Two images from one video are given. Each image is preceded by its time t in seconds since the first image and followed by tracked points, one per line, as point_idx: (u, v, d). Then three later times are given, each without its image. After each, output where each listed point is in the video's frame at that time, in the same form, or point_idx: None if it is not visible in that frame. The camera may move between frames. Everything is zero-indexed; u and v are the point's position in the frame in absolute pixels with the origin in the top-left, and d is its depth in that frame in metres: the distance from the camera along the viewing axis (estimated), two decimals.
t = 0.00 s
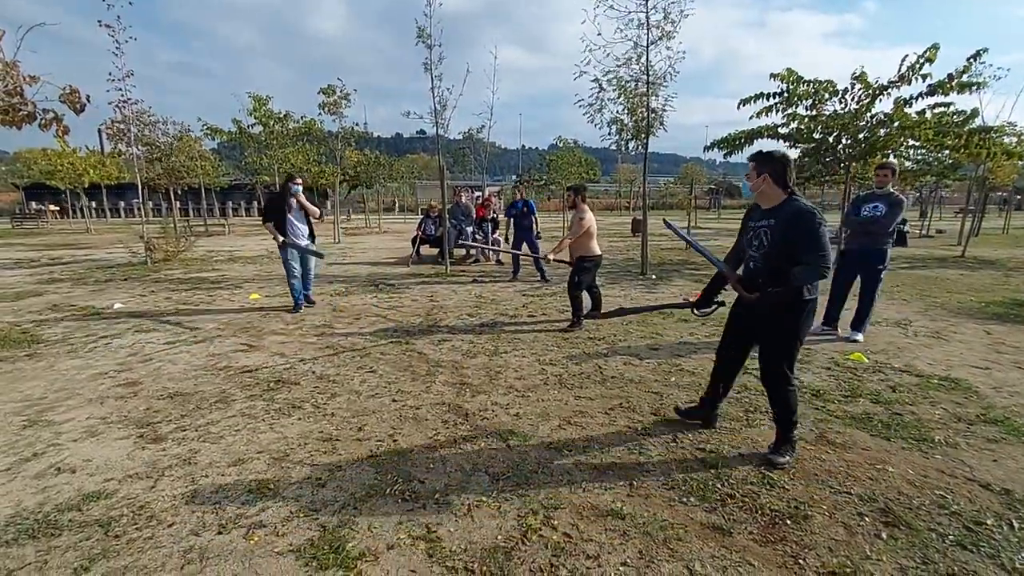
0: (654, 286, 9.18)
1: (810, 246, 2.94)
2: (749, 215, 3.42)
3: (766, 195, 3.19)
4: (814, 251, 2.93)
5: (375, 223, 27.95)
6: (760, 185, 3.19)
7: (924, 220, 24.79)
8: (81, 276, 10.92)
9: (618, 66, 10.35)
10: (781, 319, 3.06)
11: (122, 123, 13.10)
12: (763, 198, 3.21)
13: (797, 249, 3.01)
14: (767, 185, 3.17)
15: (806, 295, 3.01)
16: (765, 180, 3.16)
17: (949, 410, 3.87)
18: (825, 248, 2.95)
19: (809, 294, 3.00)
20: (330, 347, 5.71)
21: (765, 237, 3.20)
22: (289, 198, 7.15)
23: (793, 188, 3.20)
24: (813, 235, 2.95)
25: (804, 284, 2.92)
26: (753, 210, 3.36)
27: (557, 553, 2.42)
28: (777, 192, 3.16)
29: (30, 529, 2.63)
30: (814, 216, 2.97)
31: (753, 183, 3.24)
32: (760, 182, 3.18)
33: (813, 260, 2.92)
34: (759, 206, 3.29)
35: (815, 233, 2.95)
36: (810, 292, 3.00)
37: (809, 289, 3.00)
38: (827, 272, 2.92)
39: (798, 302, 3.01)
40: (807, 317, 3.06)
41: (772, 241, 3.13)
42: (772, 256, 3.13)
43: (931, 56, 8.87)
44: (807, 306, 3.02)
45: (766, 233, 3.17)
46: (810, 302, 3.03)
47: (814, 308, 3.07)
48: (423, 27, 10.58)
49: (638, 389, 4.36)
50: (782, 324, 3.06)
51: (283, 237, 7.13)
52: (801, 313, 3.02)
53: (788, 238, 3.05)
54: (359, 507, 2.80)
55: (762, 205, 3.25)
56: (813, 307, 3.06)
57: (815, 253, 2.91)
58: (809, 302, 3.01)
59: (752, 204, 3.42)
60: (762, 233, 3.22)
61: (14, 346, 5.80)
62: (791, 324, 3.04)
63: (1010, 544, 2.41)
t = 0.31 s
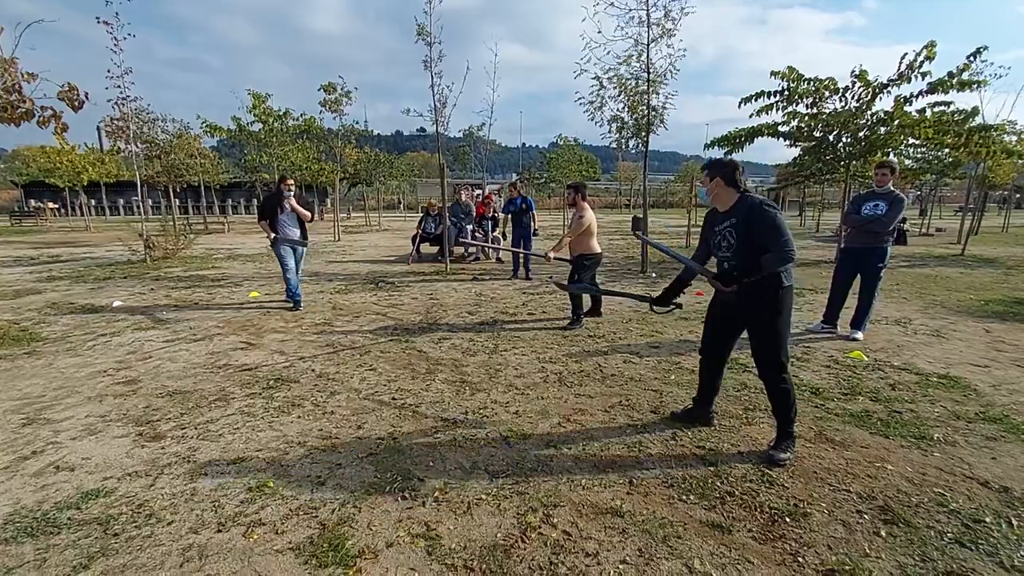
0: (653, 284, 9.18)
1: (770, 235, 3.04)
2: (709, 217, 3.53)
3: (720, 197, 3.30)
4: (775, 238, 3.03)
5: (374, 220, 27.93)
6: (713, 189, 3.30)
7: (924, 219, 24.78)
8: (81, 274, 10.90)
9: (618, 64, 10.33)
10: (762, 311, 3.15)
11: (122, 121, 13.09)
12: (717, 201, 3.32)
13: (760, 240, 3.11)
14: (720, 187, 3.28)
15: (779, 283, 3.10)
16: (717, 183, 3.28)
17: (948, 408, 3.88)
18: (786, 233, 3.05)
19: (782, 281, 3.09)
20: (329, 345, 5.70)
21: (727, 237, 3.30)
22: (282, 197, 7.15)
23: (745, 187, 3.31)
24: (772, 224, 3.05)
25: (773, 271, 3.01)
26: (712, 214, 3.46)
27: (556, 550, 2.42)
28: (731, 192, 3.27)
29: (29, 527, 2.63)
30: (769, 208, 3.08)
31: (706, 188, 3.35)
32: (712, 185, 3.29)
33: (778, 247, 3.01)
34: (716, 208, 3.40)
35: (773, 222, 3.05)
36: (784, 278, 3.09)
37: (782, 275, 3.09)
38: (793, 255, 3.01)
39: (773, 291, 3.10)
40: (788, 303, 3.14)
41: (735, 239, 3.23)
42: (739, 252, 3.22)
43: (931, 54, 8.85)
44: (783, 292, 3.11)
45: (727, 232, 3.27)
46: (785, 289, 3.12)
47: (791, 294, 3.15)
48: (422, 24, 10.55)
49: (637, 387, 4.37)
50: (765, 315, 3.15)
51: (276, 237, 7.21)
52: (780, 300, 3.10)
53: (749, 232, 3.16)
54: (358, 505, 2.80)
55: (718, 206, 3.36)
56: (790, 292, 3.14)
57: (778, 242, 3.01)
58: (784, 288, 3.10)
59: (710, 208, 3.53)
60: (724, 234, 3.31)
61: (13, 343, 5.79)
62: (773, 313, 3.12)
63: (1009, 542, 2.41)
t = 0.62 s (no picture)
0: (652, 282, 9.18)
1: (768, 235, 3.11)
2: (713, 212, 3.59)
3: (726, 191, 3.36)
4: (772, 238, 3.11)
5: (373, 219, 27.89)
6: (720, 183, 3.36)
7: (923, 217, 24.76)
8: (80, 271, 10.88)
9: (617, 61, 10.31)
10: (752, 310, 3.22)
11: (120, 119, 13.06)
12: (723, 195, 3.38)
13: (757, 238, 3.18)
14: (726, 182, 3.33)
15: (771, 285, 3.16)
16: (725, 177, 3.33)
17: (946, 407, 3.87)
18: (783, 235, 3.12)
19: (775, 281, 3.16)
20: (327, 343, 5.69)
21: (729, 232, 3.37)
22: (271, 194, 7.19)
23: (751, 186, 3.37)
24: (770, 224, 3.13)
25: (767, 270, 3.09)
26: (716, 208, 3.53)
27: (554, 549, 2.42)
28: (736, 189, 3.33)
29: (27, 525, 2.62)
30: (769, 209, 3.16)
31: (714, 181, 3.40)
32: (719, 179, 3.35)
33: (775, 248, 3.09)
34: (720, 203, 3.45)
35: (773, 223, 3.13)
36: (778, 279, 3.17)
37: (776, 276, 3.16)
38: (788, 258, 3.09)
39: (764, 291, 3.17)
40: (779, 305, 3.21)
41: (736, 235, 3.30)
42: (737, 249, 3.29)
43: (929, 51, 8.84)
44: (774, 294, 3.18)
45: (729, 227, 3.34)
46: (778, 292, 3.18)
47: (783, 297, 3.21)
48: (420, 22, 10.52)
49: (636, 385, 4.36)
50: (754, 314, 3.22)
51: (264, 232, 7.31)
52: (770, 302, 3.17)
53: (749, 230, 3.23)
54: (356, 503, 2.79)
55: (723, 201, 3.41)
56: (782, 296, 3.20)
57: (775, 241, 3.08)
58: (776, 290, 3.17)
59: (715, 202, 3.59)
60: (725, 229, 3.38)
61: (12, 341, 5.78)
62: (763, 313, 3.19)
63: (1008, 541, 2.41)
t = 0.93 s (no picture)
0: (652, 281, 9.16)
1: (761, 236, 3.13)
2: (704, 215, 3.61)
3: (719, 194, 3.37)
4: (765, 240, 3.13)
5: (373, 218, 27.89)
6: (713, 186, 3.37)
7: (924, 216, 24.72)
8: (80, 271, 10.88)
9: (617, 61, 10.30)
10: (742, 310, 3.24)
11: (120, 118, 13.06)
12: (716, 197, 3.39)
13: (750, 240, 3.20)
14: (719, 185, 3.35)
15: (761, 285, 3.19)
16: (719, 180, 3.33)
17: (947, 406, 3.87)
18: (776, 237, 3.15)
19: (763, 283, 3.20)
20: (327, 343, 5.68)
21: (722, 233, 3.39)
22: (258, 194, 7.19)
23: (744, 189, 3.39)
24: (763, 227, 3.15)
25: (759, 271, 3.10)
26: (708, 210, 3.54)
27: (554, 548, 2.41)
28: (730, 192, 3.34)
29: (27, 525, 2.62)
30: (762, 212, 3.18)
31: (707, 183, 3.40)
32: (713, 181, 3.35)
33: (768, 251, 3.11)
34: (713, 205, 3.47)
35: (765, 225, 3.15)
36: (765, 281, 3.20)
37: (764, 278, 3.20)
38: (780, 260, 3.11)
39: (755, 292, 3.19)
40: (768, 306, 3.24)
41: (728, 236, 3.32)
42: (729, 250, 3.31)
43: (930, 50, 8.83)
44: (763, 296, 3.21)
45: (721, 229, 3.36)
46: (767, 293, 3.22)
47: (771, 299, 3.24)
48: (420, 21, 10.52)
49: (635, 384, 4.36)
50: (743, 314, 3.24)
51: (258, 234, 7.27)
52: (759, 302, 3.20)
53: (741, 231, 3.25)
54: (356, 503, 2.79)
55: (715, 203, 3.43)
56: (770, 297, 3.23)
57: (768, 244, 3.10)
58: (765, 292, 3.20)
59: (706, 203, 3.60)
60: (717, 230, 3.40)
61: (12, 341, 5.78)
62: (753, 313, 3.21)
63: (1008, 540, 2.40)
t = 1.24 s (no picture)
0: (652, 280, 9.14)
1: (712, 224, 3.20)
2: (666, 211, 3.69)
3: (677, 189, 3.45)
4: (716, 227, 3.20)
5: (372, 217, 27.87)
6: (671, 181, 3.46)
7: (924, 215, 24.67)
8: (80, 270, 10.86)
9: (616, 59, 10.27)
10: (705, 299, 3.26)
11: (121, 117, 13.05)
12: (675, 192, 3.47)
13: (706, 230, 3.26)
14: (676, 179, 3.44)
15: (723, 273, 3.21)
16: (675, 175, 3.42)
17: (949, 406, 3.85)
18: (728, 226, 3.21)
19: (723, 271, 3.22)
20: (327, 341, 5.67)
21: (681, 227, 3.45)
22: (256, 190, 7.11)
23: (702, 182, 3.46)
24: (715, 215, 3.22)
25: (712, 257, 3.14)
26: (671, 206, 3.62)
27: (555, 548, 2.40)
28: (686, 185, 3.42)
29: (28, 522, 2.61)
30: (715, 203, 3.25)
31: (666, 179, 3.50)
32: (670, 177, 3.45)
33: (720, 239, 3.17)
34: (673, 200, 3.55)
35: (717, 213, 3.23)
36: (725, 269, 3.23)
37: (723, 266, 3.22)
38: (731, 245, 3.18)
39: (715, 279, 3.21)
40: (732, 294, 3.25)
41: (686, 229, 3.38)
42: (685, 241, 3.36)
43: (931, 48, 8.81)
44: (726, 284, 3.23)
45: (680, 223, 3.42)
46: (729, 280, 3.23)
47: (734, 287, 3.27)
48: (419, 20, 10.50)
49: (635, 383, 4.34)
50: (707, 303, 3.26)
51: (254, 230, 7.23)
52: (721, 290, 3.21)
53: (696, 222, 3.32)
54: (356, 502, 2.77)
55: (676, 197, 3.51)
56: (734, 284, 3.25)
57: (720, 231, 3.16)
58: (727, 280, 3.22)
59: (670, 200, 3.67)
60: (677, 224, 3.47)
61: (14, 339, 5.78)
62: (716, 300, 3.23)
63: (1011, 541, 2.39)
